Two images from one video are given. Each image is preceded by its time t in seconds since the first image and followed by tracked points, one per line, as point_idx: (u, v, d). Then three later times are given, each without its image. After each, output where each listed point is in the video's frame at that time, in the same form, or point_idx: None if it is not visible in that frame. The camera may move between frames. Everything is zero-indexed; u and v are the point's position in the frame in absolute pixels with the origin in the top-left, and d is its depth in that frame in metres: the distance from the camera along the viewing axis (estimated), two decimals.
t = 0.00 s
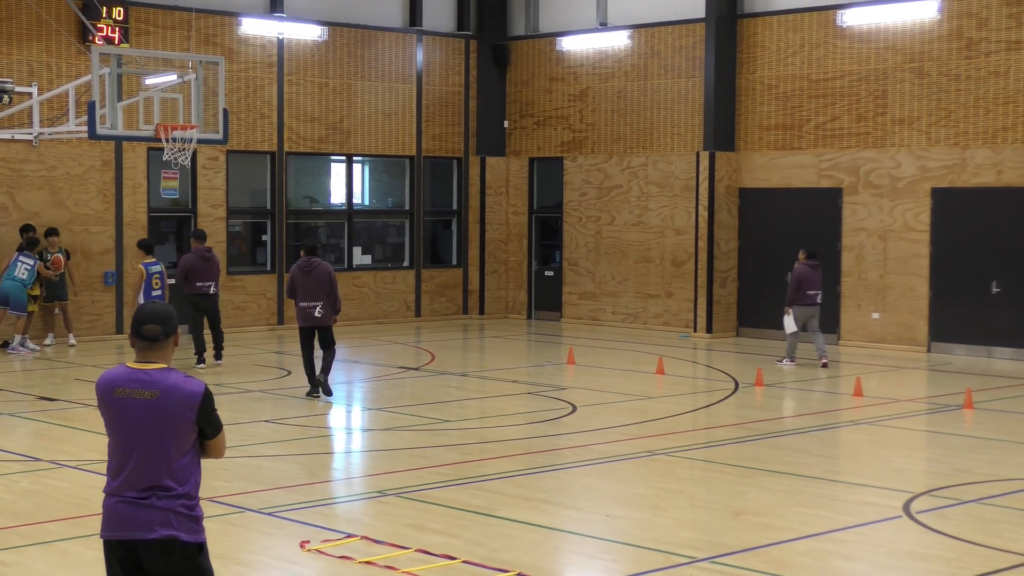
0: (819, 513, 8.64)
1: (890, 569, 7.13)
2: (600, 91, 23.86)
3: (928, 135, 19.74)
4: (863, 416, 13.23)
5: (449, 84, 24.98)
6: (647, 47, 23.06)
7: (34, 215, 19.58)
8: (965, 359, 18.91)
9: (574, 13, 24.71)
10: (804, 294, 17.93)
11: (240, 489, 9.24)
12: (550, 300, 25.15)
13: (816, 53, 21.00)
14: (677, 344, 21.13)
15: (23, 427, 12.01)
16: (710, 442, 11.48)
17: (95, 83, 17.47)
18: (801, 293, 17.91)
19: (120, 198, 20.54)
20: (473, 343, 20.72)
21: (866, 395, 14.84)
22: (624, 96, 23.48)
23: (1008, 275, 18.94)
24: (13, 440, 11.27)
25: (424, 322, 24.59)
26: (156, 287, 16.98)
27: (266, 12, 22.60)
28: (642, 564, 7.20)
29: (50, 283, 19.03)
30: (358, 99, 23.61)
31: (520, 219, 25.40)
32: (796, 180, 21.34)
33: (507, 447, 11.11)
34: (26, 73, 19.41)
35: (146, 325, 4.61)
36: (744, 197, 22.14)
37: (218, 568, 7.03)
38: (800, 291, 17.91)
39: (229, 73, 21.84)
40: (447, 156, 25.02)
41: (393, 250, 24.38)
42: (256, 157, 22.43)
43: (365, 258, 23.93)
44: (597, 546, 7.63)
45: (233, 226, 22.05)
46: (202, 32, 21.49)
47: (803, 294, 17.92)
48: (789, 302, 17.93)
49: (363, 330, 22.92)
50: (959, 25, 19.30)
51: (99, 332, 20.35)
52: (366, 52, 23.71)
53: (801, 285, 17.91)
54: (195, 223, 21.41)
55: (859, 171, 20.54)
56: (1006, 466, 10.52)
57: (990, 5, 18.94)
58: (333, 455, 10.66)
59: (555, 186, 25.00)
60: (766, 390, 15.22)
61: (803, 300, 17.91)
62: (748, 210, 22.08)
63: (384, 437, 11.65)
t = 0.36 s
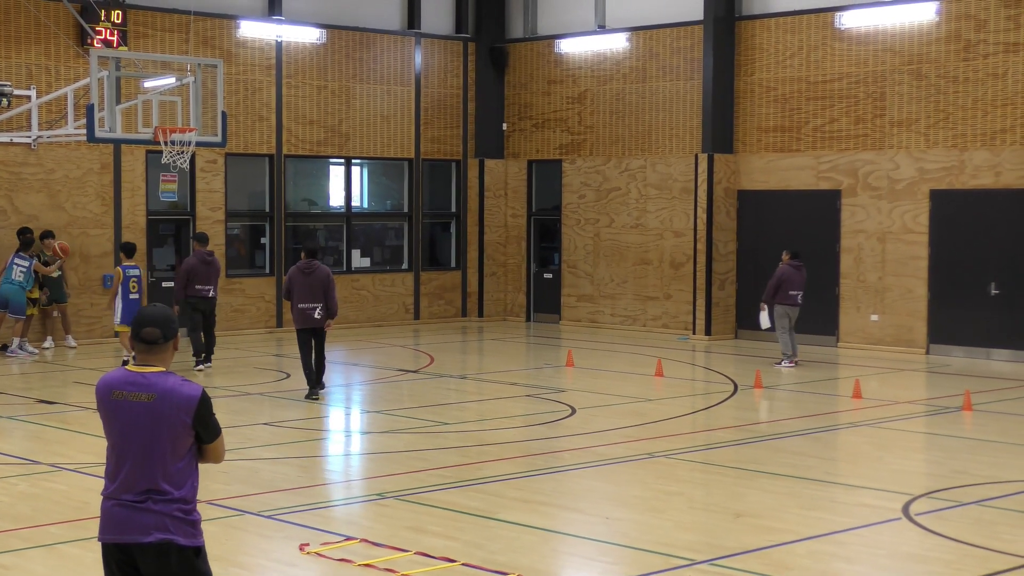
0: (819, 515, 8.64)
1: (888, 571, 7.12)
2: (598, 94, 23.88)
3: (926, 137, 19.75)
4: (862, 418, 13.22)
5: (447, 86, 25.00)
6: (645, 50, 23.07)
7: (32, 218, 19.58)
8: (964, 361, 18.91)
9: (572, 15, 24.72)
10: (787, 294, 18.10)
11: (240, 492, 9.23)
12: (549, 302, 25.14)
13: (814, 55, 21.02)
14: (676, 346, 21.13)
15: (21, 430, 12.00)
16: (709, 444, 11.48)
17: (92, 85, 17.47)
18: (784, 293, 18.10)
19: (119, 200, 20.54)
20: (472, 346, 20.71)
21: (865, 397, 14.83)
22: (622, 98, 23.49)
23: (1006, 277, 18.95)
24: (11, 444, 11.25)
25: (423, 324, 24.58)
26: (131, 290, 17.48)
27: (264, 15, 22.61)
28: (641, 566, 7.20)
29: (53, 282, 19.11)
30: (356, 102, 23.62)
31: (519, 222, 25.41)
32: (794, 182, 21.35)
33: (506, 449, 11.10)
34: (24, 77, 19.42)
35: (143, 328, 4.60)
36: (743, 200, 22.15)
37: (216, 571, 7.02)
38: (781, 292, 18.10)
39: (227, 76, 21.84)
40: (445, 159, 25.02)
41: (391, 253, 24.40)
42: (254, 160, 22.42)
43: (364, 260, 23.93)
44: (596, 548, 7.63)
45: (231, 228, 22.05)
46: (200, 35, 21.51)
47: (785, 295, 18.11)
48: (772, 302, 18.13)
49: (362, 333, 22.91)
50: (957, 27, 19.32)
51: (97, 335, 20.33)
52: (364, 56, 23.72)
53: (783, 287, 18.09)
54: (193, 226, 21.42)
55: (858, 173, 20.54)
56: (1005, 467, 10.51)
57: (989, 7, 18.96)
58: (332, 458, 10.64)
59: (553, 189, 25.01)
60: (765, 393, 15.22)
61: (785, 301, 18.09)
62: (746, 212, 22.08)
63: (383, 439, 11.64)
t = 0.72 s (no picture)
0: (821, 517, 8.64)
1: (891, 573, 7.12)
2: (601, 95, 23.88)
3: (928, 139, 19.75)
4: (864, 420, 13.22)
5: (450, 88, 25.02)
6: (648, 52, 23.08)
7: (35, 218, 19.60)
8: (967, 363, 18.91)
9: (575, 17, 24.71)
10: (785, 294, 18.34)
11: (243, 493, 9.24)
12: (552, 304, 25.15)
13: (817, 57, 21.03)
14: (678, 348, 21.13)
15: (24, 430, 12.01)
16: (711, 446, 11.48)
17: (96, 86, 17.54)
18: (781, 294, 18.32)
19: (121, 201, 20.56)
20: (475, 347, 20.72)
21: (868, 399, 14.83)
22: (624, 100, 23.50)
23: (1009, 279, 18.94)
24: (14, 444, 11.26)
25: (425, 325, 24.59)
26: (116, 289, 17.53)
27: (268, 16, 22.63)
28: (643, 568, 7.21)
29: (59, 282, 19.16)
30: (359, 103, 23.63)
31: (522, 223, 25.42)
32: (797, 184, 21.35)
33: (508, 451, 11.11)
34: (27, 77, 19.44)
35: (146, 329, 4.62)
36: (745, 202, 22.15)
37: (218, 572, 7.03)
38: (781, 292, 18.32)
39: (230, 77, 21.86)
40: (448, 160, 25.04)
41: (394, 254, 24.42)
42: (257, 161, 22.44)
43: (366, 261, 23.95)
44: (598, 550, 7.64)
45: (234, 229, 22.06)
46: (203, 36, 21.53)
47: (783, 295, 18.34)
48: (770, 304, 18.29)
49: (364, 334, 22.93)
50: (960, 29, 19.32)
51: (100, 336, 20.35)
52: (367, 57, 23.74)
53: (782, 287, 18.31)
54: (196, 227, 21.45)
55: (860, 175, 20.54)
56: (1008, 470, 10.51)
57: (991, 9, 18.96)
58: (334, 459, 10.66)
59: (556, 190, 25.01)
60: (768, 395, 15.22)
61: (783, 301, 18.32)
62: (749, 213, 22.08)
63: (386, 440, 11.66)
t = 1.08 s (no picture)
0: (825, 517, 8.63)
1: (895, 574, 7.11)
2: (606, 95, 23.88)
3: (934, 139, 19.72)
4: (868, 420, 13.21)
5: (455, 87, 25.02)
6: (653, 51, 23.06)
7: (40, 217, 19.62)
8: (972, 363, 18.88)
9: (580, 16, 24.68)
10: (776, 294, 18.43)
11: (246, 492, 9.25)
12: (556, 304, 25.15)
13: (822, 57, 21.01)
14: (682, 347, 21.12)
15: (29, 429, 12.03)
16: (715, 446, 11.47)
17: (101, 86, 17.48)
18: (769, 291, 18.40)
19: (127, 200, 20.59)
20: (479, 346, 20.73)
21: (872, 399, 14.82)
22: (629, 99, 23.49)
23: (1014, 279, 18.91)
24: (19, 443, 11.27)
25: (430, 325, 24.59)
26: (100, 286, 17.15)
27: (272, 15, 22.64)
28: (646, 567, 7.21)
29: (66, 282, 18.78)
30: (364, 102, 23.65)
31: (526, 222, 25.43)
32: (801, 184, 21.33)
33: (512, 450, 11.11)
34: (33, 76, 19.47)
35: (155, 328, 4.65)
36: (749, 201, 22.12)
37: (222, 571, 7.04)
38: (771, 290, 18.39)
39: (235, 76, 21.88)
40: (452, 159, 25.04)
41: (399, 253, 24.42)
42: (262, 160, 22.46)
43: (371, 261, 23.96)
44: (601, 549, 7.64)
45: (238, 229, 22.08)
46: (209, 35, 21.55)
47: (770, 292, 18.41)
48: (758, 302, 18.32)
49: (368, 333, 22.96)
50: (965, 29, 19.29)
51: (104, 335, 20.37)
52: (372, 56, 23.75)
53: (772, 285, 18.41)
54: (201, 226, 21.47)
55: (866, 175, 20.51)
56: (1012, 470, 10.49)
57: (997, 8, 18.93)
58: (338, 458, 10.66)
59: (560, 190, 25.00)
60: (772, 394, 15.21)
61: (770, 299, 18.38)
62: (754, 213, 22.06)
63: (390, 439, 11.66)
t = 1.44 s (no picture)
0: (825, 515, 8.63)
1: (894, 572, 7.11)
2: (605, 93, 23.87)
3: (933, 136, 19.72)
4: (868, 418, 13.21)
5: (454, 86, 25.01)
6: (652, 50, 23.05)
7: (40, 216, 19.61)
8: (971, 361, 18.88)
9: (580, 15, 24.65)
10: (757, 292, 18.69)
11: (247, 491, 9.25)
12: (556, 302, 25.15)
13: (821, 55, 21.00)
14: (682, 346, 21.12)
15: (29, 429, 12.03)
16: (715, 444, 11.47)
17: (100, 85, 17.47)
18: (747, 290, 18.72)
19: (126, 199, 20.60)
20: (478, 345, 20.73)
21: (872, 397, 14.82)
22: (629, 98, 23.48)
23: (1014, 277, 18.92)
24: (19, 442, 11.27)
25: (429, 323, 24.60)
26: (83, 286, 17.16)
27: (271, 14, 22.64)
28: (646, 566, 7.21)
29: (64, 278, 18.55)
30: (363, 101, 23.65)
31: (526, 221, 25.41)
32: (801, 182, 21.33)
33: (511, 449, 11.11)
34: (32, 75, 19.47)
35: (151, 329, 4.66)
36: (749, 199, 22.12)
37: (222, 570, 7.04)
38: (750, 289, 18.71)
39: (234, 75, 21.88)
40: (452, 158, 25.03)
41: (399, 252, 24.42)
42: (262, 159, 22.46)
43: (371, 259, 23.96)
44: (601, 548, 7.64)
45: (238, 228, 22.07)
46: (208, 34, 21.54)
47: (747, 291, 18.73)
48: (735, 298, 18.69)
49: (368, 332, 22.96)
50: (965, 27, 19.28)
51: (104, 334, 20.38)
52: (371, 55, 23.75)
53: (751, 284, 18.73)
54: (200, 225, 21.47)
55: (865, 173, 20.52)
56: (1012, 468, 10.49)
57: (996, 6, 18.92)
58: (338, 457, 10.66)
59: (560, 189, 24.99)
60: (772, 392, 15.22)
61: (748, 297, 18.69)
62: (754, 211, 22.05)
63: (390, 438, 11.67)
